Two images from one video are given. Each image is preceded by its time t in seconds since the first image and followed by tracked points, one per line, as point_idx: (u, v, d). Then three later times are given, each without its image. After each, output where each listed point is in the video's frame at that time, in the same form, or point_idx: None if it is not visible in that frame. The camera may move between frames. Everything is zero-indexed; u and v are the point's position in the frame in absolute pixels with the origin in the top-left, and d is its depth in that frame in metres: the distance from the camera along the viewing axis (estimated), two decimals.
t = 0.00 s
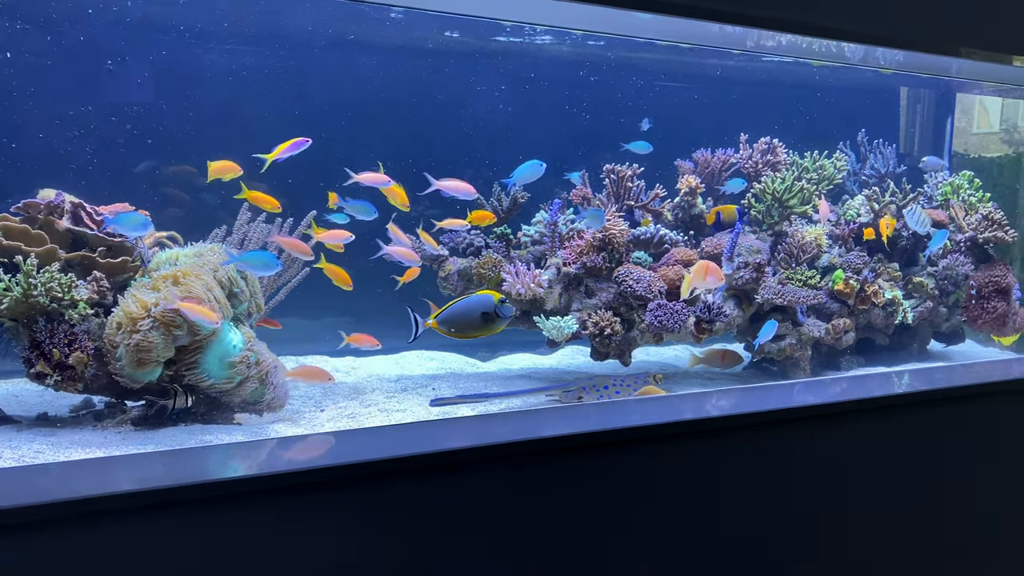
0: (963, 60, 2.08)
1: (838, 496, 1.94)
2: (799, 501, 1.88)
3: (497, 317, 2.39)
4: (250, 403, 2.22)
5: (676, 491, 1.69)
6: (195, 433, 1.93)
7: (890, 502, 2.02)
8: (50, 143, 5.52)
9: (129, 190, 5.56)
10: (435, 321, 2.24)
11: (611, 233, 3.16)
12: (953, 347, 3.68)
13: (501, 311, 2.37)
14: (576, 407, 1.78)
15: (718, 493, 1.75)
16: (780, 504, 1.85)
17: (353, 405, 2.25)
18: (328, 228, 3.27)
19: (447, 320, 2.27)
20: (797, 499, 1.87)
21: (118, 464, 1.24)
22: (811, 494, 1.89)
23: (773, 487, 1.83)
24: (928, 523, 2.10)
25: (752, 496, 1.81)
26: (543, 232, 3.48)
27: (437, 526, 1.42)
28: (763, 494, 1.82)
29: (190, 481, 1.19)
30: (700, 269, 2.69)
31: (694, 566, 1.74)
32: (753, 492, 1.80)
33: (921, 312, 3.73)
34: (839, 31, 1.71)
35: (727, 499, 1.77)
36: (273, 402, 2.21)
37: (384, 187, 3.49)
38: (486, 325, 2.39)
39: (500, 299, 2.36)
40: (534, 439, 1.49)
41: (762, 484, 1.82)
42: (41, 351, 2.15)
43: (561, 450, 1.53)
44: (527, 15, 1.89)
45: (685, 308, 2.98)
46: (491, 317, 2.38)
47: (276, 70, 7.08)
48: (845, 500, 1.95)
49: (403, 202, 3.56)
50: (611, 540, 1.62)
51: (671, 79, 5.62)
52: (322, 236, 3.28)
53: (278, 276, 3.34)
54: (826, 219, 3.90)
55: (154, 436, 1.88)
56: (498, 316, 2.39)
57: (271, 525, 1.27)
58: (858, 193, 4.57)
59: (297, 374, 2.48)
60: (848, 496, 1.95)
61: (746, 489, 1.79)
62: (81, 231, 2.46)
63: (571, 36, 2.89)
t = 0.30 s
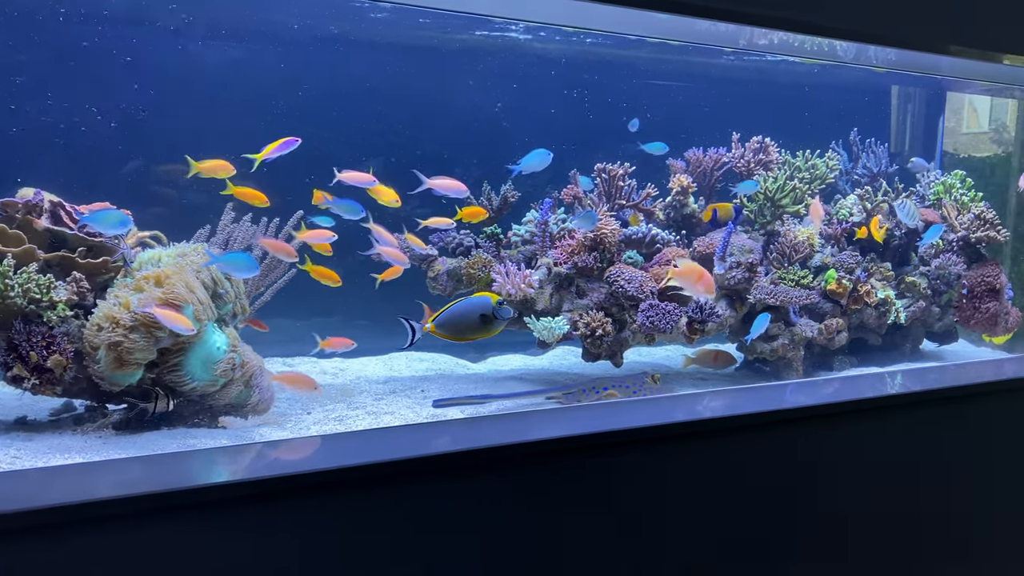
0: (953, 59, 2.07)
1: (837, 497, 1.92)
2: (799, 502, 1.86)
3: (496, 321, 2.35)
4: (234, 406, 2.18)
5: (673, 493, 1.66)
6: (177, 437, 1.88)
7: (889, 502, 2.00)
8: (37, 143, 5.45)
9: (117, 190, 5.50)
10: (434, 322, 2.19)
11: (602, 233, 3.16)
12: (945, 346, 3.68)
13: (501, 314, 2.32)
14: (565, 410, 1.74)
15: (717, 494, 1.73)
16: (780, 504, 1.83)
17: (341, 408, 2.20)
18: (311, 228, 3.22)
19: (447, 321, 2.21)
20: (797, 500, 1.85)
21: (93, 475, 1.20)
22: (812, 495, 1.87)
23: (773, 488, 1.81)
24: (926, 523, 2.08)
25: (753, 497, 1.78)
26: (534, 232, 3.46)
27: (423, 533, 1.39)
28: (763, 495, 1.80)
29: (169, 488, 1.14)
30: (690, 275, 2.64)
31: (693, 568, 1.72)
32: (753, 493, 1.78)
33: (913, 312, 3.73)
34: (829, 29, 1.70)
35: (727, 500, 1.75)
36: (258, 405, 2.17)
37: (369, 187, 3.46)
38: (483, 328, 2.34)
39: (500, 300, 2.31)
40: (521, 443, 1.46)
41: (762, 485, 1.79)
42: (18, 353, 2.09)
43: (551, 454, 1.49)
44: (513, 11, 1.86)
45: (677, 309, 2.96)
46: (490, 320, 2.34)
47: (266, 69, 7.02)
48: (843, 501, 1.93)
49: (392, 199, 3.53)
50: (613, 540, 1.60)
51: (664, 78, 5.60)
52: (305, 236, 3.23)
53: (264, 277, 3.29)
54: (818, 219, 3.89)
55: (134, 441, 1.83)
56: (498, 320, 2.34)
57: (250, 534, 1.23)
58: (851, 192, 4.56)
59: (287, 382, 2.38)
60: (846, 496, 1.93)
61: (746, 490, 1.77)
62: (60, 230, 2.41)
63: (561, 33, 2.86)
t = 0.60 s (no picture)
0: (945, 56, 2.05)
1: (836, 497, 1.90)
2: (799, 501, 1.84)
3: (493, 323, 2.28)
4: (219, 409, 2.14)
5: (672, 493, 1.64)
6: (159, 441, 1.83)
7: (889, 502, 2.00)
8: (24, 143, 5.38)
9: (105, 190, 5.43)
10: (429, 325, 2.12)
11: (593, 233, 3.15)
12: (937, 346, 3.67)
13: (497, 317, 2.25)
14: (554, 412, 1.70)
15: (717, 494, 1.71)
16: (779, 504, 1.81)
17: (327, 410, 2.15)
18: (293, 228, 3.18)
19: (442, 323, 2.15)
20: (797, 500, 1.84)
21: (72, 482, 1.15)
22: (811, 494, 1.86)
23: (773, 487, 1.79)
24: (925, 524, 2.07)
25: (753, 496, 1.77)
26: (524, 231, 3.43)
27: (410, 538, 1.35)
28: (762, 495, 1.78)
29: (140, 494, 1.10)
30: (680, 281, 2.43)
31: (693, 570, 1.69)
32: (753, 493, 1.76)
33: (906, 312, 3.72)
34: (819, 26, 1.67)
35: (727, 500, 1.72)
36: (243, 408, 2.13)
37: (355, 187, 3.43)
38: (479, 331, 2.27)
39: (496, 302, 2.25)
40: (508, 447, 1.42)
41: (763, 485, 1.77)
42: None
43: (541, 457, 1.46)
44: (501, 7, 1.82)
45: (670, 309, 2.94)
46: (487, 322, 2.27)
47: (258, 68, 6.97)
48: (842, 501, 1.91)
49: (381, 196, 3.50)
50: (611, 539, 1.57)
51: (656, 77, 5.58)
52: (287, 236, 3.19)
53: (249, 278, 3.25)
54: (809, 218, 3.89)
55: (115, 445, 1.77)
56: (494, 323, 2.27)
57: (227, 541, 1.19)
58: (843, 192, 4.56)
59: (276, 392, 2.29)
60: (846, 496, 1.92)
61: (747, 489, 1.75)
62: (40, 229, 2.36)
63: (551, 31, 2.83)
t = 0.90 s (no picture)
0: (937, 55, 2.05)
1: (836, 497, 1.89)
2: (799, 501, 1.82)
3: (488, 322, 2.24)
4: (203, 411, 2.11)
5: (668, 494, 1.62)
6: (142, 444, 1.79)
7: (889, 501, 1.99)
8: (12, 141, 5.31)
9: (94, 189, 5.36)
10: (426, 327, 2.08)
11: (585, 232, 3.13)
12: (930, 346, 3.67)
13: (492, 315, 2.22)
14: (544, 414, 1.68)
15: (716, 495, 1.69)
16: (780, 504, 1.80)
17: (314, 413, 2.12)
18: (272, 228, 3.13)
19: (439, 324, 2.11)
20: (797, 501, 1.82)
21: (44, 490, 1.12)
22: (811, 494, 1.84)
23: (772, 487, 1.78)
24: (923, 524, 2.06)
25: (753, 496, 1.75)
26: (515, 231, 3.42)
27: (397, 544, 1.32)
28: (762, 495, 1.76)
29: (113, 501, 1.07)
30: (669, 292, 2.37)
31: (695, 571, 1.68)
32: (753, 493, 1.75)
33: (898, 312, 3.71)
34: (811, 23, 1.65)
35: (726, 500, 1.71)
36: (229, 411, 2.09)
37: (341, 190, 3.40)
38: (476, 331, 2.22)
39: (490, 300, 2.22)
40: (497, 450, 1.39)
41: (762, 485, 1.76)
42: None
43: (532, 459, 1.44)
44: (491, 3, 1.80)
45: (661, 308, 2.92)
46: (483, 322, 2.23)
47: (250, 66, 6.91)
48: (842, 501, 1.90)
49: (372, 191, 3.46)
50: (611, 542, 1.55)
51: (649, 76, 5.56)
52: (267, 236, 3.15)
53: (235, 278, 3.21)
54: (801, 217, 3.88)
55: (96, 448, 1.74)
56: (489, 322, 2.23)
57: (205, 549, 1.15)
58: (835, 191, 4.56)
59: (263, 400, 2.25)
60: (845, 496, 1.90)
61: (746, 490, 1.73)
62: (20, 229, 2.30)
63: (543, 28, 2.80)
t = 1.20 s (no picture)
0: (930, 52, 2.03)
1: (835, 498, 1.87)
2: (797, 501, 1.81)
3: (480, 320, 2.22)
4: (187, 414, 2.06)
5: (665, 496, 1.59)
6: (124, 447, 1.75)
7: (887, 501, 1.97)
8: None
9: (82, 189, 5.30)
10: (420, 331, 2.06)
11: (575, 231, 3.10)
12: (923, 346, 3.66)
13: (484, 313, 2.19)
14: (534, 416, 1.65)
15: (716, 495, 1.67)
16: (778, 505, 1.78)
17: (302, 415, 2.08)
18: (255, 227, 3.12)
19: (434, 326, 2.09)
20: (795, 501, 1.81)
21: (12, 497, 1.08)
22: (810, 494, 1.83)
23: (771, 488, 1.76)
24: (922, 523, 2.05)
25: (752, 497, 1.73)
26: (505, 230, 3.41)
27: (383, 549, 1.28)
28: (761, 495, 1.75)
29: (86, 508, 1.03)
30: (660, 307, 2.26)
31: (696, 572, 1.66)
32: (752, 493, 1.73)
33: (891, 311, 3.70)
34: (803, 19, 1.63)
35: (726, 501, 1.69)
36: (213, 413, 2.04)
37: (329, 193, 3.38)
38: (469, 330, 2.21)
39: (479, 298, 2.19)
40: (485, 452, 1.36)
41: (761, 485, 1.74)
42: None
43: (523, 462, 1.41)
44: None
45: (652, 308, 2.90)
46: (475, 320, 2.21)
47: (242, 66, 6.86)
48: (841, 501, 1.89)
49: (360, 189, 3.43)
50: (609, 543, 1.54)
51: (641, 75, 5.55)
52: (249, 236, 3.12)
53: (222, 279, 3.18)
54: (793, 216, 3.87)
55: (76, 452, 1.69)
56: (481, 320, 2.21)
57: (182, 557, 1.11)
58: (827, 191, 4.55)
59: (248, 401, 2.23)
60: (844, 496, 1.89)
61: (744, 490, 1.72)
62: None
63: (532, 26, 2.78)
